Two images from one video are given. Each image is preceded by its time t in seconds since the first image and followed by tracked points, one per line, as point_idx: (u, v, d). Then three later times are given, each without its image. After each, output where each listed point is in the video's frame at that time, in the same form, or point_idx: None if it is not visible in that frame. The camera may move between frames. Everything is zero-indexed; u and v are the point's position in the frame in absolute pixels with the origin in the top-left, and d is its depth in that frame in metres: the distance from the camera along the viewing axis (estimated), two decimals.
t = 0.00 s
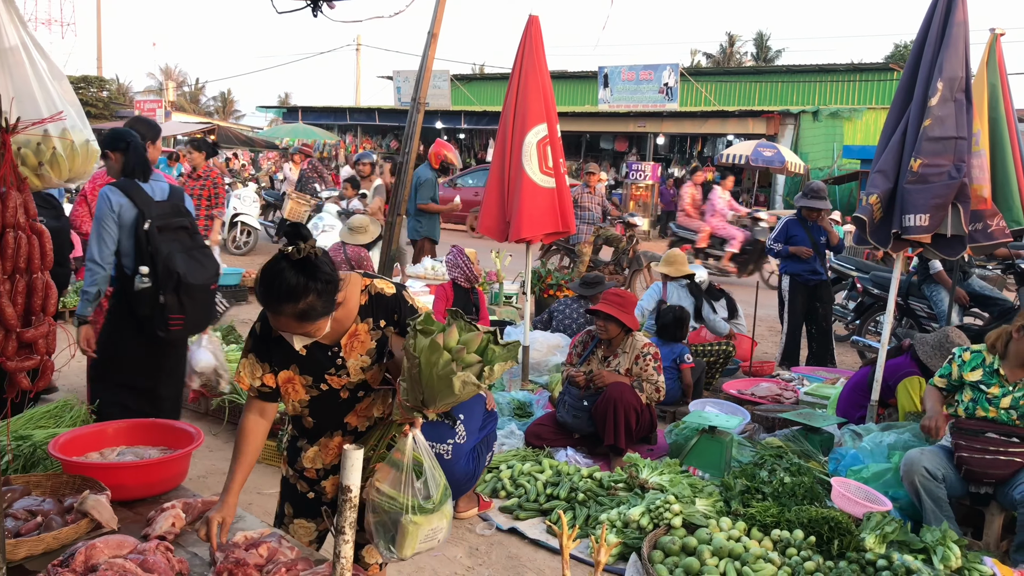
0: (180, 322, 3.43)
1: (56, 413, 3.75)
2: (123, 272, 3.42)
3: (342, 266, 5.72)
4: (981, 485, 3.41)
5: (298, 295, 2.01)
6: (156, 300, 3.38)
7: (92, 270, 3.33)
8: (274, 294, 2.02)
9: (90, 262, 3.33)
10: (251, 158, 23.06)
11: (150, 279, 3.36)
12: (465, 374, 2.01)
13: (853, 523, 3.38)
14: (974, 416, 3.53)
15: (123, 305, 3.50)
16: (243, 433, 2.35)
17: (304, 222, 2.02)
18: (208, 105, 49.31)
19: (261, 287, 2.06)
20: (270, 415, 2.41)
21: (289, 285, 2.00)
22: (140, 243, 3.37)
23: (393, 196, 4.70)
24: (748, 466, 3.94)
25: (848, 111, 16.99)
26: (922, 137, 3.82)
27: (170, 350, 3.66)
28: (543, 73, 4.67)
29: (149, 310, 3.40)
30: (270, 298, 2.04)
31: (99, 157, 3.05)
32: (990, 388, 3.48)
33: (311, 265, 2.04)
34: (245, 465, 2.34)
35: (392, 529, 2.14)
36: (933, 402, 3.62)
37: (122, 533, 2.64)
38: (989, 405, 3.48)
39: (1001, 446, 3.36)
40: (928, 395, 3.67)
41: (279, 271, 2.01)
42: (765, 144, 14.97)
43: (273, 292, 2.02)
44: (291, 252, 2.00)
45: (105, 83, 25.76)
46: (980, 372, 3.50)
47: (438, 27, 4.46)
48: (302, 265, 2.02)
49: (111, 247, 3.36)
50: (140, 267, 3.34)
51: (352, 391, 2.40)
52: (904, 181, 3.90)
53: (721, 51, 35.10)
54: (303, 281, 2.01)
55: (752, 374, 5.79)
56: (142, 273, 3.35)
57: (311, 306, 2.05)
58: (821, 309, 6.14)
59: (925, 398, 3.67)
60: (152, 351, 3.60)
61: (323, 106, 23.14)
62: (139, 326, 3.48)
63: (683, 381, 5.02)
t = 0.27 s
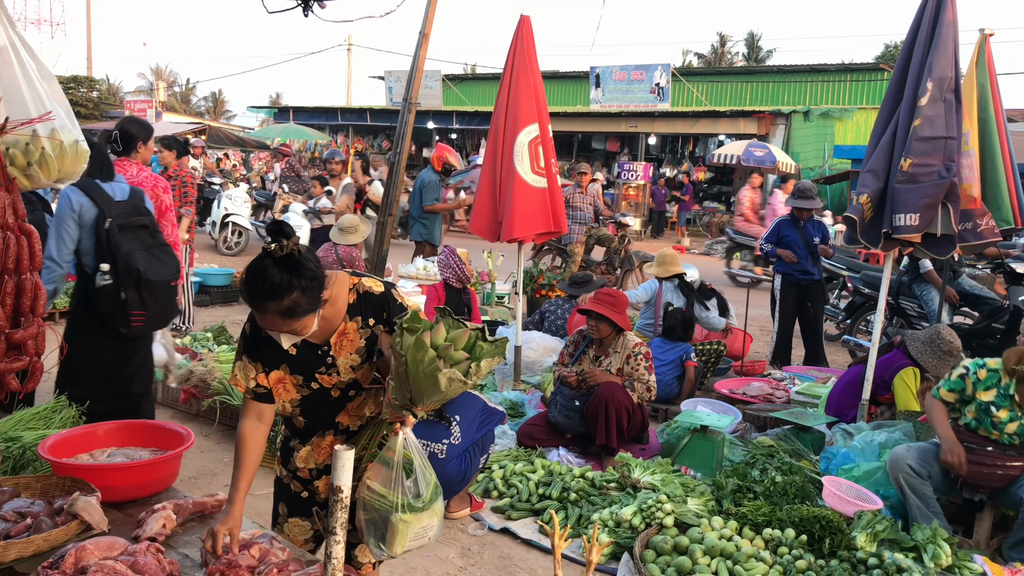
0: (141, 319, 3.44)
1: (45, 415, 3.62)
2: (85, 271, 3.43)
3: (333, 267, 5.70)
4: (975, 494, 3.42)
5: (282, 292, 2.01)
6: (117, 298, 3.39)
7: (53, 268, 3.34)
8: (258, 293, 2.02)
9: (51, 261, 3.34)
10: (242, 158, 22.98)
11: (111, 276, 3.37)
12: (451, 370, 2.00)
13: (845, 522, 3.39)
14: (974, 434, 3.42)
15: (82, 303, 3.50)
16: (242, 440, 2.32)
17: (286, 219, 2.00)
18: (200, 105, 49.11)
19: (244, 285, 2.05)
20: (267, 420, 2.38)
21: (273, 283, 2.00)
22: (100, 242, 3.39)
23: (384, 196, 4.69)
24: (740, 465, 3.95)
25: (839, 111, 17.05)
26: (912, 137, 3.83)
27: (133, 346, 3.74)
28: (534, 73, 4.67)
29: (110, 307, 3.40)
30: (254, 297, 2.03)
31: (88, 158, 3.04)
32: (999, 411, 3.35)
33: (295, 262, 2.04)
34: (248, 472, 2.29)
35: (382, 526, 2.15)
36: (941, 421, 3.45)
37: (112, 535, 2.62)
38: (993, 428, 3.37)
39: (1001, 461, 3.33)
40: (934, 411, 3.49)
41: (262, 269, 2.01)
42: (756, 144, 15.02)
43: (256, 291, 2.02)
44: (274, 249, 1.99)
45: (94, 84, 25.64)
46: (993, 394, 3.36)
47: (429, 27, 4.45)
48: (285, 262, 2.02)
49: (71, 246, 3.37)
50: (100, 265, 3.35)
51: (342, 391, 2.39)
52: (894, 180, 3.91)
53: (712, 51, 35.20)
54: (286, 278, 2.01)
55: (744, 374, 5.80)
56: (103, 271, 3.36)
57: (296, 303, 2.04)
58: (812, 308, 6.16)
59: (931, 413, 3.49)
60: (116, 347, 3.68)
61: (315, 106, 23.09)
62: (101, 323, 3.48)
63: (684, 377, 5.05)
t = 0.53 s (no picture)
0: (109, 307, 3.51)
1: (39, 416, 3.58)
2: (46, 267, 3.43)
3: (328, 268, 5.70)
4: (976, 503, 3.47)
5: (275, 292, 2.01)
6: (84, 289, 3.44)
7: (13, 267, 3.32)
8: (252, 292, 2.02)
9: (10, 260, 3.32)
10: (237, 159, 22.94)
11: (75, 268, 3.42)
12: (445, 372, 2.01)
13: (839, 523, 3.40)
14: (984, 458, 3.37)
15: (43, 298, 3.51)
16: (245, 444, 2.34)
17: (280, 219, 2.02)
18: (195, 105, 48.98)
19: (238, 286, 2.05)
20: (269, 420, 2.39)
21: (267, 283, 2.00)
22: (60, 236, 3.40)
23: (379, 197, 4.69)
24: (735, 466, 3.95)
25: (834, 113, 17.09)
26: (906, 139, 3.85)
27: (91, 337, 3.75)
28: (529, 74, 4.67)
29: (77, 298, 3.44)
30: (248, 297, 2.03)
31: (83, 158, 3.01)
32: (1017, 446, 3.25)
33: (289, 262, 2.03)
34: (251, 476, 2.31)
35: (365, 526, 2.15)
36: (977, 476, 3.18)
37: (106, 537, 2.61)
38: (1003, 458, 3.30)
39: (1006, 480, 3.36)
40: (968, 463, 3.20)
41: (256, 268, 2.00)
42: (751, 146, 15.06)
43: (250, 290, 2.02)
44: (269, 249, 1.99)
45: (89, 84, 25.55)
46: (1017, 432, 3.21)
47: (425, 28, 4.45)
48: (280, 262, 2.02)
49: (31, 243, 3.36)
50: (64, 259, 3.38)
51: (337, 391, 2.39)
52: (889, 182, 3.93)
53: (707, 52, 35.27)
54: (280, 278, 2.01)
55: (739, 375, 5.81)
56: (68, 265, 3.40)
57: (290, 302, 2.04)
58: (812, 310, 6.17)
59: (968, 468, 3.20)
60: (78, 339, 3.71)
61: (310, 107, 23.06)
62: (67, 316, 3.53)
63: (682, 376, 5.05)
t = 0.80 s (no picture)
0: (78, 296, 3.59)
1: (36, 418, 3.68)
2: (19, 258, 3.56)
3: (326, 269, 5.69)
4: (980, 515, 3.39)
5: (274, 291, 2.01)
6: (53, 278, 3.53)
7: None
8: (251, 291, 2.02)
9: None
10: (236, 161, 22.92)
11: (43, 258, 3.51)
12: (441, 371, 2.00)
13: (838, 524, 3.39)
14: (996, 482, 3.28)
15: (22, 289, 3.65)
16: (236, 436, 2.36)
17: (278, 219, 2.07)
18: (193, 107, 48.97)
19: (237, 285, 2.05)
20: (261, 416, 2.41)
21: (266, 282, 2.00)
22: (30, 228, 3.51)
23: (378, 199, 4.68)
24: (733, 468, 3.95)
25: (832, 115, 17.10)
26: (904, 141, 3.85)
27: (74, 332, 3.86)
28: (528, 76, 4.68)
29: (45, 288, 3.54)
30: (247, 296, 2.03)
31: (81, 160, 3.01)
32: None
33: (288, 261, 2.03)
34: (242, 471, 2.33)
35: (361, 527, 2.14)
36: None
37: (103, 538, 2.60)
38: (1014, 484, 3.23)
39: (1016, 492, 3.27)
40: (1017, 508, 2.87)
41: (255, 267, 2.00)
42: (749, 148, 15.08)
43: (249, 289, 2.02)
44: (267, 248, 1.99)
45: (87, 85, 25.53)
46: None
47: (423, 30, 4.45)
48: (279, 261, 2.02)
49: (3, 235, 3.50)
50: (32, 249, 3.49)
51: (333, 392, 2.39)
52: (887, 184, 3.93)
53: (705, 54, 35.34)
54: (279, 277, 2.01)
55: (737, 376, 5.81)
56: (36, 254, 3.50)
57: (288, 301, 2.03)
58: (816, 311, 6.15)
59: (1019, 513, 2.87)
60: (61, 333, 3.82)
61: (309, 109, 23.07)
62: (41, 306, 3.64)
63: (678, 377, 5.05)
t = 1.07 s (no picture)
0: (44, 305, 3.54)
1: (30, 416, 3.69)
2: None
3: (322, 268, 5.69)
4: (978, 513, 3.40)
5: (267, 288, 2.00)
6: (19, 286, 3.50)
7: None
8: (243, 289, 2.01)
9: None
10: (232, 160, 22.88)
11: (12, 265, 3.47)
12: (436, 368, 1.99)
13: (833, 522, 3.39)
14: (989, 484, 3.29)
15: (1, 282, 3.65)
16: (218, 426, 2.41)
17: (272, 216, 1.98)
18: (190, 106, 48.88)
19: (230, 283, 2.04)
20: (245, 406, 2.45)
21: (258, 279, 1.99)
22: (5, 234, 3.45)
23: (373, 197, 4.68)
24: (728, 466, 3.95)
25: (828, 113, 17.12)
26: (899, 139, 3.85)
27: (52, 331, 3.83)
28: (524, 74, 4.67)
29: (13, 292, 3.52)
30: (240, 294, 2.02)
31: (73, 157, 3.03)
32: None
33: (281, 258, 2.03)
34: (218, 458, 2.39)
35: (364, 527, 2.13)
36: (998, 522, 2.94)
37: (97, 537, 2.59)
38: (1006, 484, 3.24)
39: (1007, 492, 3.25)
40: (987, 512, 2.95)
41: (247, 265, 2.00)
42: (746, 146, 15.09)
43: (241, 287, 2.01)
44: (259, 245, 1.98)
45: (83, 84, 25.48)
46: None
47: (418, 28, 4.44)
48: (271, 258, 2.01)
49: None
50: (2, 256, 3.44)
51: (326, 390, 2.38)
52: (882, 182, 3.93)
53: (702, 53, 35.36)
54: (271, 275, 2.00)
55: (733, 375, 5.82)
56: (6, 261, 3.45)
57: (281, 298, 2.03)
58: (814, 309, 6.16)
59: (988, 518, 2.95)
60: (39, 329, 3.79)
61: (305, 108, 23.04)
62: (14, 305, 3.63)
63: (665, 381, 5.01)
